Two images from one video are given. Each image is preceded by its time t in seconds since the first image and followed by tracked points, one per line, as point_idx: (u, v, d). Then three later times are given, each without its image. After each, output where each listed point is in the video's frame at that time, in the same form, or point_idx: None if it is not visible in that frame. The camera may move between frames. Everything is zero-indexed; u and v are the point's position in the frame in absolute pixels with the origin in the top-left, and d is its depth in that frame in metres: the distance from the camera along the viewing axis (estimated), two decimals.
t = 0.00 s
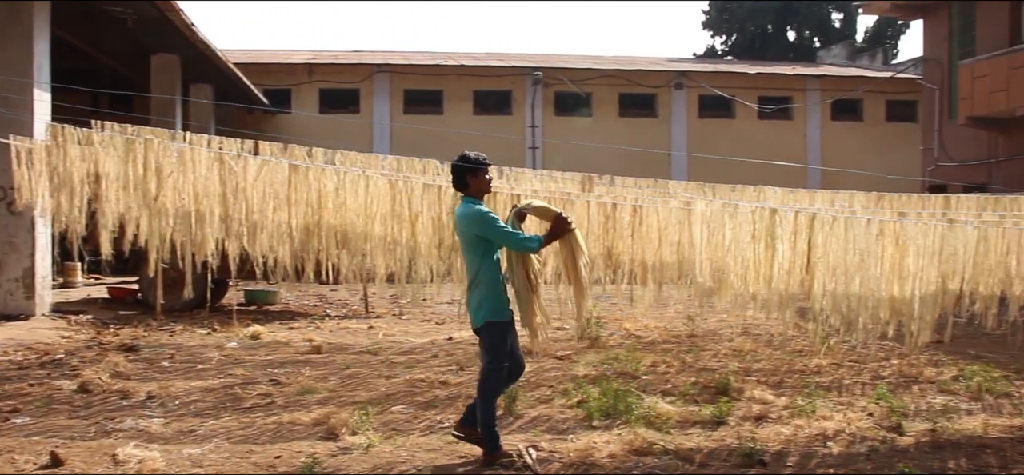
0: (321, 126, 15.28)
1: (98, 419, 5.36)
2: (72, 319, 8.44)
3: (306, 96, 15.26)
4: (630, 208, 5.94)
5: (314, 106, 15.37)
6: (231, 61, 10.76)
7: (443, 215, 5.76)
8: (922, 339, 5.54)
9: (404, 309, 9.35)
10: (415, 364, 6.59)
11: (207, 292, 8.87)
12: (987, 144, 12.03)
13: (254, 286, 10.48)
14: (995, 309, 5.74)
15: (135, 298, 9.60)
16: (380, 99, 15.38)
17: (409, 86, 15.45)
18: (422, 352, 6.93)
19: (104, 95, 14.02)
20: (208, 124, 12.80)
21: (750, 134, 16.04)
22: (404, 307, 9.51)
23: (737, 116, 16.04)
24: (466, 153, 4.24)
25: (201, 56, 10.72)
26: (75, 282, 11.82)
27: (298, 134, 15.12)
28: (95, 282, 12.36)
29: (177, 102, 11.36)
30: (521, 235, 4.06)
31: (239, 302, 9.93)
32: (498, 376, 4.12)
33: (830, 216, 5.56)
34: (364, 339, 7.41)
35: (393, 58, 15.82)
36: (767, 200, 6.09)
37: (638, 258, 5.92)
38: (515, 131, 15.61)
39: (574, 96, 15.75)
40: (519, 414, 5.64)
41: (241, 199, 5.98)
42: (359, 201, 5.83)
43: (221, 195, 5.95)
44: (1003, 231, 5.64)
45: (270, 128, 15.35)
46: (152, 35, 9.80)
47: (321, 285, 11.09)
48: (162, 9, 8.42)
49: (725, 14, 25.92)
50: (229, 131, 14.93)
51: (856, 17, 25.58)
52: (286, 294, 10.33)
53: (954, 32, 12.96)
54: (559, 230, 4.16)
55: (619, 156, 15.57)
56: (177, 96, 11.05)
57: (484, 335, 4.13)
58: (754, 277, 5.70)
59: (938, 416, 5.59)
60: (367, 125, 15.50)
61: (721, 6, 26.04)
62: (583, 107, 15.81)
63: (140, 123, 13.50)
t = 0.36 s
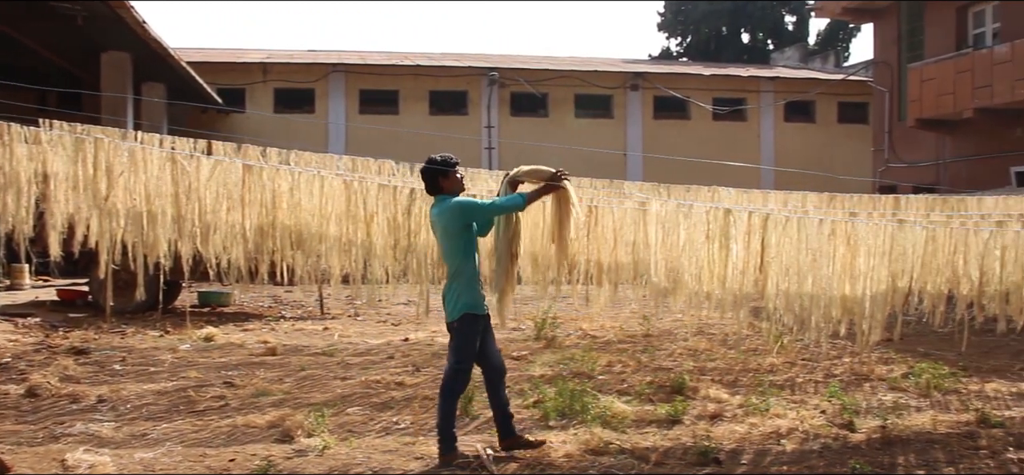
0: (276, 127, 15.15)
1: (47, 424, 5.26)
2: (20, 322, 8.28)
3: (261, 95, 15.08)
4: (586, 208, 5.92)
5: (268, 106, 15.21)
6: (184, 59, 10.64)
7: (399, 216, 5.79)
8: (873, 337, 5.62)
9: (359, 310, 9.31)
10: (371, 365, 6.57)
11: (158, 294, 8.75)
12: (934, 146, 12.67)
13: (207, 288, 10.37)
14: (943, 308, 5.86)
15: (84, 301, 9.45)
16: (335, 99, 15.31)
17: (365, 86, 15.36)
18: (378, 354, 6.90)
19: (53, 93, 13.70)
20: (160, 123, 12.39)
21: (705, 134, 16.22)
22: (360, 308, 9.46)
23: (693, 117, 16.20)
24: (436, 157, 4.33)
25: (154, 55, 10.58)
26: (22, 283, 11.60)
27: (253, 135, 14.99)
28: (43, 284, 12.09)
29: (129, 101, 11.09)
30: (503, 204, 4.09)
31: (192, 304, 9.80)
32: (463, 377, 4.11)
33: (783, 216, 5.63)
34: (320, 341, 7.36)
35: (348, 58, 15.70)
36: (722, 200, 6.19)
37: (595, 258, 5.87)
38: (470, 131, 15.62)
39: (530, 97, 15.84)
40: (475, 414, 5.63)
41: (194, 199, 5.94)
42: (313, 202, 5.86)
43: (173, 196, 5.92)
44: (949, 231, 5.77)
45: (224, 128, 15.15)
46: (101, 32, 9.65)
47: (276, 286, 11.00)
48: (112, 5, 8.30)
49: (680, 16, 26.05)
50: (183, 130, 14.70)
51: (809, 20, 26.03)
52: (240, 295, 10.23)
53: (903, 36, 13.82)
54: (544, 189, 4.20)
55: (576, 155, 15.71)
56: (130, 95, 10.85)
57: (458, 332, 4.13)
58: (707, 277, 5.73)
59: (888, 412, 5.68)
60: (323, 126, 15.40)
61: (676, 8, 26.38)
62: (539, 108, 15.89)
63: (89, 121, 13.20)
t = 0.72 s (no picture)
0: (235, 126, 15.00)
1: None
2: None
3: (218, 95, 14.90)
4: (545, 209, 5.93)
5: (226, 105, 15.05)
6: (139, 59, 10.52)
7: (357, 216, 5.78)
8: (827, 336, 5.67)
9: (318, 311, 9.26)
10: (330, 366, 6.54)
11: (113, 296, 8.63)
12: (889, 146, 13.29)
13: (164, 289, 10.25)
14: (897, 307, 5.92)
15: (37, 303, 9.28)
16: (293, 98, 15.24)
17: (323, 86, 15.29)
18: (338, 355, 6.88)
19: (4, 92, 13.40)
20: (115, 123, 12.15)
21: (662, 135, 16.38)
22: (319, 309, 9.42)
23: (651, 118, 16.33)
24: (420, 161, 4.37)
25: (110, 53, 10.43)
26: None
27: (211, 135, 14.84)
28: None
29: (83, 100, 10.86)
30: (479, 182, 4.12)
31: (148, 306, 9.67)
32: (459, 376, 4.18)
33: (740, 217, 5.64)
34: (279, 342, 7.31)
35: (307, 57, 15.59)
36: (680, 200, 6.28)
37: (554, 258, 5.99)
38: (429, 131, 15.65)
39: (489, 97, 15.84)
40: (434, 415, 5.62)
41: (150, 199, 5.89)
42: (271, 202, 5.86)
43: (129, 196, 5.82)
44: (904, 231, 5.81)
45: (181, 128, 14.94)
46: (54, 30, 9.50)
47: (234, 288, 10.91)
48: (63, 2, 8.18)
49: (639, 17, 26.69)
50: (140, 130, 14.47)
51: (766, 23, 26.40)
52: (197, 297, 10.14)
53: (858, 40, 14.16)
54: (516, 158, 4.20)
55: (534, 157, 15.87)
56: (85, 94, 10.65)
57: (454, 330, 4.20)
58: (667, 277, 5.77)
59: (844, 410, 5.76)
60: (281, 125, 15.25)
61: (637, 9, 26.62)
62: (499, 108, 15.90)
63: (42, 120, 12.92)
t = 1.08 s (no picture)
0: (196, 126, 14.87)
1: None
2: None
3: (178, 94, 14.82)
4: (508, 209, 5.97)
5: (187, 105, 14.95)
6: (96, 58, 10.41)
7: (319, 217, 5.75)
8: (787, 334, 5.70)
9: (280, 312, 9.21)
10: (292, 368, 6.50)
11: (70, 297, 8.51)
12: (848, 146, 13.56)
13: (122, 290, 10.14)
14: (854, 306, 5.96)
15: None
16: (254, 98, 15.05)
17: (285, 85, 15.16)
18: (300, 356, 6.85)
19: None
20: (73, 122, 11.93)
21: (624, 135, 16.50)
22: (281, 310, 9.37)
23: (613, 118, 16.44)
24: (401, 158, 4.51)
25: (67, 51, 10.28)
26: None
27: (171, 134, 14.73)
28: None
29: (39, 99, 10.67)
30: (449, 176, 4.23)
31: (106, 308, 9.56)
32: (429, 371, 4.25)
33: (702, 217, 5.66)
34: (240, 344, 7.26)
35: (268, 56, 15.44)
36: (642, 200, 6.32)
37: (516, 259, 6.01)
38: (392, 131, 15.58)
39: (452, 97, 15.81)
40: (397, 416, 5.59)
41: (108, 199, 5.76)
42: (232, 203, 5.80)
43: (86, 196, 5.72)
44: (862, 231, 5.88)
45: (141, 127, 14.77)
46: (8, 27, 9.36)
47: (195, 289, 10.81)
48: None
49: (602, 18, 26.70)
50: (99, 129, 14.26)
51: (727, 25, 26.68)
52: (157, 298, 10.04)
53: (817, 42, 14.32)
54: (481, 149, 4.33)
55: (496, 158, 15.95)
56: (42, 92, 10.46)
57: (424, 325, 4.28)
58: (628, 277, 5.83)
59: (804, 408, 5.82)
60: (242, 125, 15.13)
61: (598, 10, 26.73)
62: (461, 109, 15.90)
63: None
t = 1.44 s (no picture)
0: (161, 126, 14.65)
1: None
2: None
3: (143, 93, 14.58)
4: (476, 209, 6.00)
5: (151, 104, 14.70)
6: (57, 56, 10.27)
7: (285, 218, 5.70)
8: (755, 333, 5.79)
9: (247, 313, 9.16)
10: (258, 369, 6.46)
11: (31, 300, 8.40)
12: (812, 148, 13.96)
13: (84, 292, 10.02)
14: (820, 307, 6.00)
15: None
16: (220, 98, 14.92)
17: (251, 84, 15.04)
18: (267, 357, 6.81)
19: None
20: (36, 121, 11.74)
21: (593, 136, 16.62)
22: (247, 311, 9.32)
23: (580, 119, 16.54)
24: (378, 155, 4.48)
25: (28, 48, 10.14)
26: None
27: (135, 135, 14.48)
28: None
29: None
30: (423, 180, 4.19)
31: (69, 310, 9.44)
32: (394, 370, 4.21)
33: (669, 219, 5.68)
34: (205, 345, 7.20)
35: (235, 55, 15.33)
36: (609, 201, 6.40)
37: (483, 259, 5.95)
38: (359, 131, 15.53)
39: (419, 97, 15.81)
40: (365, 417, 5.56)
41: (70, 200, 5.75)
42: (196, 203, 5.76)
43: (48, 197, 5.70)
44: (827, 231, 5.95)
45: (105, 127, 14.52)
46: None
47: (160, 291, 10.71)
48: None
49: (570, 18, 26.78)
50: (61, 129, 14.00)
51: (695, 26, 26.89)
52: (120, 300, 9.93)
53: (782, 44, 14.68)
54: (463, 154, 4.27)
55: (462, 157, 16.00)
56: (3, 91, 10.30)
57: (389, 325, 4.24)
58: (596, 280, 5.82)
59: (770, 407, 5.87)
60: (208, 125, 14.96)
61: (566, 11, 26.79)
62: (429, 108, 15.87)
63: None
